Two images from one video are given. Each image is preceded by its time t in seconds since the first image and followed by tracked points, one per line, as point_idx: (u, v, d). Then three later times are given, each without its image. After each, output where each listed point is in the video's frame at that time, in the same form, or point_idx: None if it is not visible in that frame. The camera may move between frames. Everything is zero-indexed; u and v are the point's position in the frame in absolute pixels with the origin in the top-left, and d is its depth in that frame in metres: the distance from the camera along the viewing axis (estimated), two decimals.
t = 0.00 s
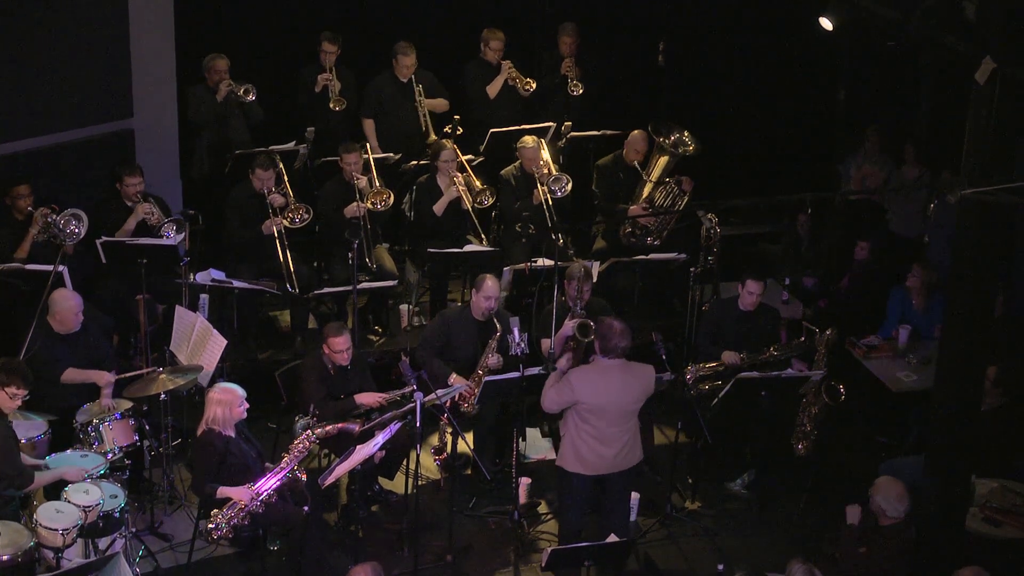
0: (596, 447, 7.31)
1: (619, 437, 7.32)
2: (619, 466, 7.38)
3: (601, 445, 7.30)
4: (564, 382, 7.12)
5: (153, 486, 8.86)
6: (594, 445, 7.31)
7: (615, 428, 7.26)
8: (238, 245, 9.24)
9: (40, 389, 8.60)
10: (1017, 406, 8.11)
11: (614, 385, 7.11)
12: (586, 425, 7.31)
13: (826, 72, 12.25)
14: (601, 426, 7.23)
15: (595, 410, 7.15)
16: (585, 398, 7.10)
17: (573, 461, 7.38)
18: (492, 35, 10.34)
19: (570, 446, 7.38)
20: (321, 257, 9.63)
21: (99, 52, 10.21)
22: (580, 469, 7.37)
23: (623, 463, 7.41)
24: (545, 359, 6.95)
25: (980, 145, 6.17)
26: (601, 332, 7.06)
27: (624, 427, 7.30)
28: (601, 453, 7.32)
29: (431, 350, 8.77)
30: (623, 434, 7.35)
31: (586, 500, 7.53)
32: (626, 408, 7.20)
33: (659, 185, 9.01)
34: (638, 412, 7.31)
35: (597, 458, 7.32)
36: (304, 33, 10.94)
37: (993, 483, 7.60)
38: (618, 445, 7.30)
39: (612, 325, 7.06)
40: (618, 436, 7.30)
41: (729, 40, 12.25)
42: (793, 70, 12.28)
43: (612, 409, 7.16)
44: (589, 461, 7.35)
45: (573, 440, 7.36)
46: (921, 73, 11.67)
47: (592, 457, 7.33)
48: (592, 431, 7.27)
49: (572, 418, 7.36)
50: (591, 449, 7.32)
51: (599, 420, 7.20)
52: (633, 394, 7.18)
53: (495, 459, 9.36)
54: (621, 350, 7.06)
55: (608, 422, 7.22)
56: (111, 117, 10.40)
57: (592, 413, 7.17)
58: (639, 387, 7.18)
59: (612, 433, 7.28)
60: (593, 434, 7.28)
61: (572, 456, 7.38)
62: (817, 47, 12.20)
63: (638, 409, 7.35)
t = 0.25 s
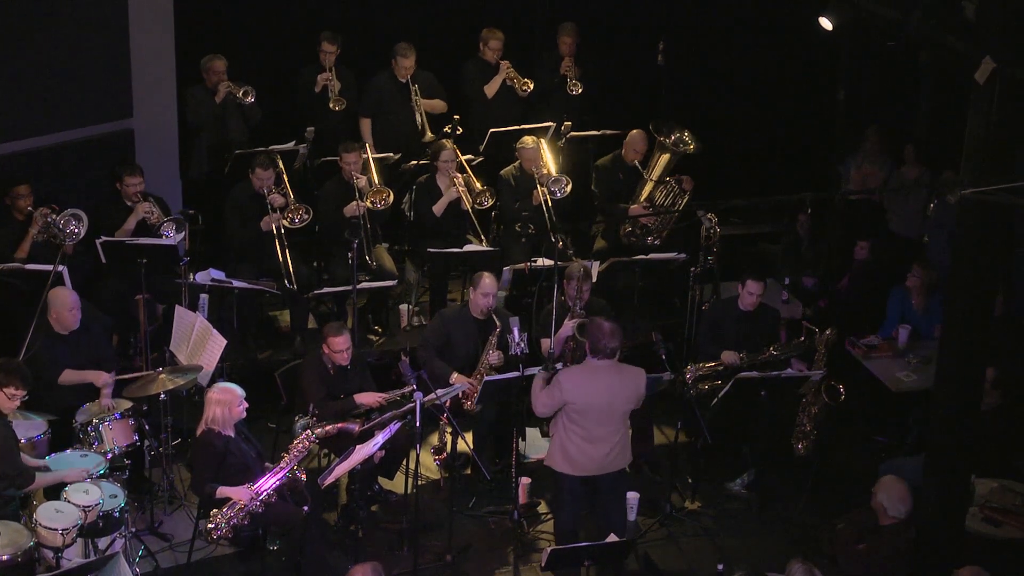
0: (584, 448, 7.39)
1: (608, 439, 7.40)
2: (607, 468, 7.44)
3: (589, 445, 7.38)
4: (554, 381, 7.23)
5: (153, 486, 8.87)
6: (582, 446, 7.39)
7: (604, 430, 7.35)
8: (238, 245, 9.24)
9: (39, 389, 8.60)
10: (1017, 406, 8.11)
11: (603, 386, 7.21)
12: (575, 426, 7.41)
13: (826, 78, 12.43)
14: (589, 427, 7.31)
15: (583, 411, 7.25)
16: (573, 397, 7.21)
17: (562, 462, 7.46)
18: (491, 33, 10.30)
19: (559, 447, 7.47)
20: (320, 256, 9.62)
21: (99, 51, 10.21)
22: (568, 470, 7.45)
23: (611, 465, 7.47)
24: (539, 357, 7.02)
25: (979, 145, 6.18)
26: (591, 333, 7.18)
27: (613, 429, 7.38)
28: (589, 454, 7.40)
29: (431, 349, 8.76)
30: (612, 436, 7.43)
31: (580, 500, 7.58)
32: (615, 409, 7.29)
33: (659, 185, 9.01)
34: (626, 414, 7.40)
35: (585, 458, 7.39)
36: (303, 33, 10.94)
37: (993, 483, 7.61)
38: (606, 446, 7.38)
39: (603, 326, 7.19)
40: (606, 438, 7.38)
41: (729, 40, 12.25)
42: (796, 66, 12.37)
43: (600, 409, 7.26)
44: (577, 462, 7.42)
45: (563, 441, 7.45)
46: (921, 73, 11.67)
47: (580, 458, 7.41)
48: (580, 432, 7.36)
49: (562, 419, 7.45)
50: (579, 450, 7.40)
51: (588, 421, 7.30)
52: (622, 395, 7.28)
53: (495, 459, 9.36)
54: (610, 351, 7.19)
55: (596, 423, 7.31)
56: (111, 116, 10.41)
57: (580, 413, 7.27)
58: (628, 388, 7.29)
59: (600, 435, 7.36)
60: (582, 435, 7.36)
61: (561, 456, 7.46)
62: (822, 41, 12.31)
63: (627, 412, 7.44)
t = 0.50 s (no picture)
0: (576, 448, 7.42)
1: (600, 439, 7.41)
2: (599, 469, 7.45)
3: (581, 445, 7.41)
4: (545, 379, 7.32)
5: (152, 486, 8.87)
6: (574, 446, 7.42)
7: (595, 430, 7.37)
8: (237, 245, 9.24)
9: (39, 389, 8.60)
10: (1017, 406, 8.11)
11: (593, 384, 7.27)
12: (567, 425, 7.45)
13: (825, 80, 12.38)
14: (580, 427, 7.35)
15: (574, 409, 7.30)
16: (563, 395, 7.27)
17: (554, 461, 7.49)
18: (490, 33, 10.28)
19: (552, 446, 7.51)
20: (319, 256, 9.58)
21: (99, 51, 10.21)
22: (560, 469, 7.47)
23: (604, 467, 7.47)
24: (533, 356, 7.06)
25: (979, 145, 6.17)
26: (582, 331, 7.27)
27: (605, 430, 7.40)
28: (581, 454, 7.42)
29: (431, 348, 8.77)
30: (604, 436, 7.45)
31: (576, 500, 7.62)
32: (606, 408, 7.33)
33: (659, 184, 9.00)
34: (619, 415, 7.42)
35: (577, 458, 7.41)
36: (303, 32, 10.94)
37: (993, 483, 7.60)
38: (597, 447, 7.40)
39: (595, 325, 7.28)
40: (598, 438, 7.40)
41: (729, 39, 12.25)
42: (796, 66, 12.35)
43: (591, 408, 7.30)
44: (569, 462, 7.44)
45: (555, 440, 7.49)
46: (921, 72, 11.66)
47: (572, 458, 7.43)
48: (572, 431, 7.39)
49: (554, 419, 7.50)
50: (571, 450, 7.43)
51: (579, 420, 7.34)
52: (613, 395, 7.33)
53: (495, 459, 9.35)
54: (601, 350, 7.27)
55: (587, 422, 7.34)
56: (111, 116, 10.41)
57: (571, 412, 7.31)
58: (619, 388, 7.33)
59: (592, 435, 7.38)
60: (573, 435, 7.40)
61: (554, 456, 7.50)
62: (820, 42, 12.25)
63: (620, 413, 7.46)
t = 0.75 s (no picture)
0: (571, 450, 7.43)
1: (595, 440, 7.43)
2: (595, 470, 7.47)
3: (576, 447, 7.43)
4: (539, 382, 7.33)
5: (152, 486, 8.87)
6: (569, 448, 7.44)
7: (590, 431, 7.39)
8: (237, 245, 9.23)
9: (39, 389, 8.60)
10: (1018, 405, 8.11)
11: (587, 385, 7.29)
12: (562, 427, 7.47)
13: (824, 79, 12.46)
14: (575, 428, 7.37)
15: (568, 411, 7.32)
16: (557, 397, 7.29)
17: (550, 463, 7.51)
18: (489, 33, 10.27)
19: (547, 448, 7.53)
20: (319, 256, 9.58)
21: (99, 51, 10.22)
22: (556, 471, 7.49)
23: (599, 468, 7.49)
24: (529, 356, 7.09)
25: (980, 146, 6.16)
26: (574, 332, 7.30)
27: (599, 430, 7.42)
28: (576, 455, 7.44)
29: (430, 349, 8.77)
30: (599, 437, 7.47)
31: (576, 500, 7.62)
32: (600, 409, 7.36)
33: (659, 184, 8.98)
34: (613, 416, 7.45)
35: (573, 459, 7.44)
36: (303, 32, 10.94)
37: (993, 483, 7.61)
38: (593, 448, 7.42)
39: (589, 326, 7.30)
40: (593, 439, 7.42)
41: (729, 40, 12.25)
42: (796, 65, 12.37)
43: (585, 409, 7.32)
44: (564, 463, 7.46)
45: (550, 442, 7.51)
46: (921, 72, 11.66)
47: (567, 460, 7.46)
48: (567, 433, 7.41)
49: (548, 422, 7.52)
50: (566, 451, 7.45)
51: (573, 422, 7.36)
52: (607, 396, 7.35)
53: (495, 459, 9.35)
54: (594, 351, 7.29)
55: (582, 424, 7.36)
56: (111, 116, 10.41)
57: (565, 413, 7.33)
58: (613, 389, 7.35)
59: (586, 436, 7.40)
60: (568, 436, 7.42)
61: (549, 458, 7.52)
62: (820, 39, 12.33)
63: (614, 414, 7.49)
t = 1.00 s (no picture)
0: (568, 449, 7.43)
1: (592, 439, 7.43)
2: (592, 468, 7.47)
3: (573, 446, 7.42)
4: (535, 381, 7.32)
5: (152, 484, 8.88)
6: (567, 447, 7.43)
7: (587, 430, 7.39)
8: (237, 244, 9.22)
9: (38, 388, 8.59)
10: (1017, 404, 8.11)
11: (584, 385, 7.29)
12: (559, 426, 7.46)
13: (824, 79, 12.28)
14: (572, 427, 7.37)
15: (565, 410, 7.32)
16: (554, 397, 7.28)
17: (547, 462, 7.51)
18: (487, 32, 10.26)
19: (544, 448, 7.53)
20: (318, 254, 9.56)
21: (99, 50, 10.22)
22: (554, 470, 7.49)
23: (597, 466, 7.50)
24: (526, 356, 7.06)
25: (981, 144, 6.11)
26: (570, 331, 7.30)
27: (597, 429, 7.42)
28: (574, 454, 7.44)
29: (430, 347, 8.76)
30: (596, 436, 7.47)
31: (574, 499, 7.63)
32: (597, 408, 7.35)
33: (659, 182, 8.97)
34: (610, 414, 7.45)
35: (570, 458, 7.44)
36: (303, 31, 10.94)
37: (993, 481, 7.61)
38: (590, 447, 7.42)
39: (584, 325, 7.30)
40: (591, 438, 7.42)
41: (729, 38, 12.25)
42: (794, 67, 12.31)
43: (582, 408, 7.32)
44: (562, 462, 7.46)
45: (547, 441, 7.51)
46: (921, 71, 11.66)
47: (565, 459, 7.46)
48: (564, 432, 7.41)
49: (545, 421, 7.51)
50: (564, 451, 7.44)
51: (570, 421, 7.36)
52: (603, 395, 7.35)
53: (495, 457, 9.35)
54: (590, 350, 7.29)
55: (579, 423, 7.36)
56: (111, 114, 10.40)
57: (562, 413, 7.33)
58: (609, 387, 7.35)
59: (584, 435, 7.40)
60: (565, 435, 7.41)
61: (547, 457, 7.51)
62: (820, 40, 12.22)
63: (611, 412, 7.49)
